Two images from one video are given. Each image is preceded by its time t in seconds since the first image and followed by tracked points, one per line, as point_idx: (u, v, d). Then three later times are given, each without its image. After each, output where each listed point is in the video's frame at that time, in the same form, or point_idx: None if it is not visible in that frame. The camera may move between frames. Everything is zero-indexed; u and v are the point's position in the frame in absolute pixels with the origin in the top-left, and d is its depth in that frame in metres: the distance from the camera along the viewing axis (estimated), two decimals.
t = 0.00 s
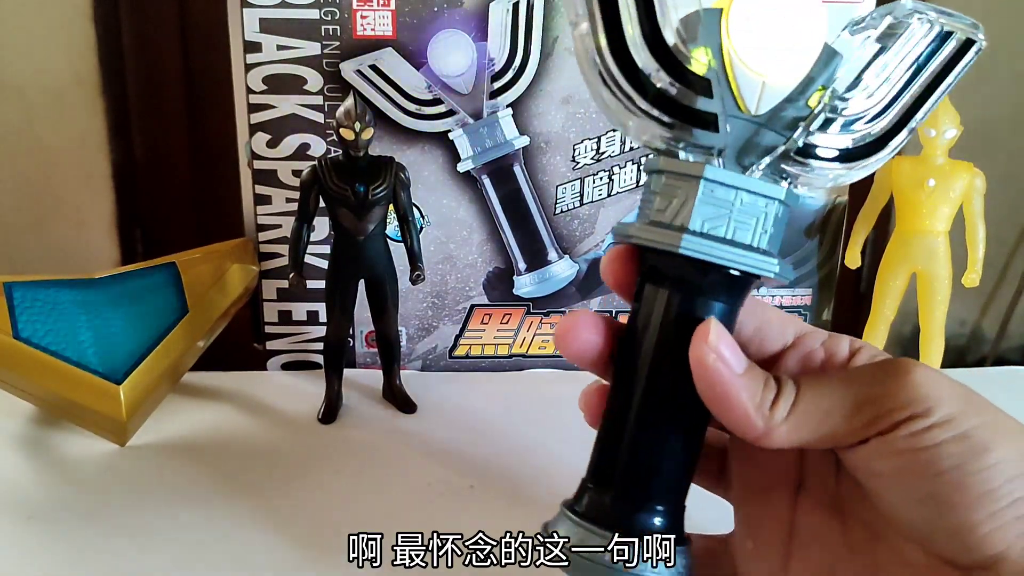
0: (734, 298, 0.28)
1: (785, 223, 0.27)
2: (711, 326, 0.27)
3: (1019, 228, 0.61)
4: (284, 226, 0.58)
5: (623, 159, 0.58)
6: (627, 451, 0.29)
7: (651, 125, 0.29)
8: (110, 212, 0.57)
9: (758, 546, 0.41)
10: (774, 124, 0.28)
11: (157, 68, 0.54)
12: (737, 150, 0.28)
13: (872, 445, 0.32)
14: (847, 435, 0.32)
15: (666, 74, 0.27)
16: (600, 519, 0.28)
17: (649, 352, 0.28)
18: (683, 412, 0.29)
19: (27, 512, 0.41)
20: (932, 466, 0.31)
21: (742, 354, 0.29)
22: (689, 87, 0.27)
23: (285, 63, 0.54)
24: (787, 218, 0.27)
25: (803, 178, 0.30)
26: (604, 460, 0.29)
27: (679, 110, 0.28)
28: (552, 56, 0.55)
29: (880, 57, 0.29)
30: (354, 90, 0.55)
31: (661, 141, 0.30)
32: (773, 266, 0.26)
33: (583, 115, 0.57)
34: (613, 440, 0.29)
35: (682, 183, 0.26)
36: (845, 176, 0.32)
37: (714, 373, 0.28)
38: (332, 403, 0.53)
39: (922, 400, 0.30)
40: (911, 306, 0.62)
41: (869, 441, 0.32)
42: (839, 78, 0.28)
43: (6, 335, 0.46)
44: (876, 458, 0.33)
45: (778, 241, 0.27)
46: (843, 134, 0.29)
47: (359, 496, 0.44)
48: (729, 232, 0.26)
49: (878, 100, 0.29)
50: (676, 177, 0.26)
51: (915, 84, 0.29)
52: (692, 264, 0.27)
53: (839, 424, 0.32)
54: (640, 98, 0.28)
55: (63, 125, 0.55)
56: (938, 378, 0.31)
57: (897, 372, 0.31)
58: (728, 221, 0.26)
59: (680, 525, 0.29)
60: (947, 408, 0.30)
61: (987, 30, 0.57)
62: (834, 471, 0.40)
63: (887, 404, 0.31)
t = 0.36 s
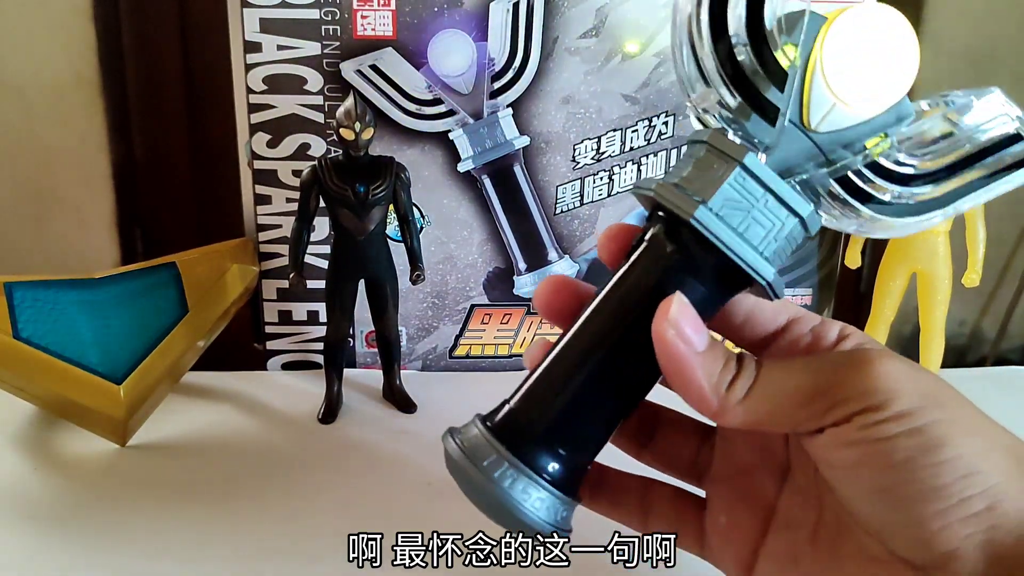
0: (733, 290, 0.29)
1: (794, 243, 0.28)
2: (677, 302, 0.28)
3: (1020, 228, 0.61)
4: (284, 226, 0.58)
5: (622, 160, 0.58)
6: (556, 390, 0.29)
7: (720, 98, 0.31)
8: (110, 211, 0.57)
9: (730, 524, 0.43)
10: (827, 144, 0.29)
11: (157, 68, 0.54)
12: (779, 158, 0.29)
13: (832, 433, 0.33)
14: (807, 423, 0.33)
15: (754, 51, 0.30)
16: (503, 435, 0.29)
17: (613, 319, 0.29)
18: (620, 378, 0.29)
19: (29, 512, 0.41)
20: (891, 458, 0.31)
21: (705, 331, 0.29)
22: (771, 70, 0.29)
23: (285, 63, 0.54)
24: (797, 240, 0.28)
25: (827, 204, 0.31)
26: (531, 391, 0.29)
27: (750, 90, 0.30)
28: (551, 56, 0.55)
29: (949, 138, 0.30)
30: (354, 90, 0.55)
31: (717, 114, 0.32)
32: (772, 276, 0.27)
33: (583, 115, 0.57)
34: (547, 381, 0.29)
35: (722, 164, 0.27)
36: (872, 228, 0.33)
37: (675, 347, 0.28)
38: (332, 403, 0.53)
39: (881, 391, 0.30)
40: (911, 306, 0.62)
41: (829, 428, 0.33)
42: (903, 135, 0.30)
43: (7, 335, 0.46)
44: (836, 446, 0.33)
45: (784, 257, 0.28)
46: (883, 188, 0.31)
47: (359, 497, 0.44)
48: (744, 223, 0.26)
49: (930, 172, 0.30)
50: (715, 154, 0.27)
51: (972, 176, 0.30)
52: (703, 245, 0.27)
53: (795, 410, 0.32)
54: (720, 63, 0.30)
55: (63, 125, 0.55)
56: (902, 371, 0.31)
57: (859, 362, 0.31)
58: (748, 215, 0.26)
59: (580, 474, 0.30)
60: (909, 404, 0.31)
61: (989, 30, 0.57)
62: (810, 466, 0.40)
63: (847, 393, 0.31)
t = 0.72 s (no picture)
0: (712, 338, 0.28)
1: (784, 317, 0.27)
2: (636, 324, 0.27)
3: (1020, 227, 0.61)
4: (284, 226, 0.58)
5: (622, 160, 0.58)
6: (529, 376, 0.28)
7: (750, 168, 0.32)
8: (110, 211, 0.57)
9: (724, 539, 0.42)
10: (841, 225, 0.30)
11: (157, 68, 0.54)
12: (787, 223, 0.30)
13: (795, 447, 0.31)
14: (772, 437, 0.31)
15: (784, 124, 0.31)
16: (457, 404, 0.28)
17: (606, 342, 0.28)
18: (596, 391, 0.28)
19: (29, 512, 0.41)
20: (855, 471, 0.30)
21: (671, 348, 0.28)
22: (798, 142, 0.31)
23: (285, 63, 0.54)
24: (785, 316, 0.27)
25: (832, 292, 0.32)
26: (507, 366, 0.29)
27: (776, 162, 0.31)
28: (551, 56, 0.55)
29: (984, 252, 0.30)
30: (354, 90, 0.55)
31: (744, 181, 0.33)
32: (747, 320, 0.26)
33: (582, 115, 0.57)
34: (525, 370, 0.28)
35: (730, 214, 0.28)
36: (892, 342, 0.33)
37: (636, 368, 0.27)
38: (331, 403, 0.53)
39: (842, 404, 0.29)
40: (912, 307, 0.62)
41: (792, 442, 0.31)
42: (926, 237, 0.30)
43: (4, 334, 0.46)
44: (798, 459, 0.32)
45: (768, 324, 0.27)
46: (898, 277, 0.30)
47: (360, 496, 0.44)
48: (736, 265, 0.27)
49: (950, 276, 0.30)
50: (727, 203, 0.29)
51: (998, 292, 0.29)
52: (700, 286, 0.27)
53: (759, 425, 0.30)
54: (752, 137, 0.32)
55: (64, 125, 0.55)
56: (863, 385, 0.29)
57: (824, 377, 0.29)
58: (740, 261, 0.27)
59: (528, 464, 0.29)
60: (864, 419, 0.29)
61: (988, 30, 0.57)
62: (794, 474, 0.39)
63: (808, 406, 0.29)
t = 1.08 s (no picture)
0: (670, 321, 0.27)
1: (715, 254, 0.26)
2: (608, 322, 0.25)
3: (1019, 227, 0.61)
4: (284, 226, 0.58)
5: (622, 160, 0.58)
6: (558, 450, 0.25)
7: (600, 164, 0.29)
8: (109, 211, 0.57)
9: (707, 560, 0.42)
10: (710, 159, 0.27)
11: (156, 68, 0.54)
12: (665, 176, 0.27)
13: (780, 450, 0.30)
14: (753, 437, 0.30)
15: (606, 113, 0.29)
16: (512, 518, 0.24)
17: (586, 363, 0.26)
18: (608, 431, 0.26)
19: (30, 512, 0.41)
20: (842, 484, 0.29)
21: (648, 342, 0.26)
22: (625, 119, 0.29)
23: (285, 63, 0.54)
24: (715, 250, 0.26)
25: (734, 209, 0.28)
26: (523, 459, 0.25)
27: (620, 145, 0.29)
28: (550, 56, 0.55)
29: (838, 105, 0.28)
30: (354, 90, 0.55)
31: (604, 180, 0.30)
32: (679, 271, 0.24)
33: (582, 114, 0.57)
34: (548, 448, 0.25)
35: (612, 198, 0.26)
36: (798, 226, 0.29)
37: (609, 367, 0.25)
38: (331, 403, 0.53)
39: (831, 408, 0.28)
40: (911, 307, 0.62)
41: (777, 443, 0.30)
42: (781, 116, 0.28)
43: (5, 335, 0.46)
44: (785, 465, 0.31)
45: (707, 270, 0.25)
46: (781, 163, 0.27)
47: (361, 496, 0.44)
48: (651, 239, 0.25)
49: (829, 131, 0.27)
50: (608, 198, 0.27)
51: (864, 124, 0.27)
52: (623, 272, 0.26)
53: (740, 423, 0.29)
54: (591, 140, 0.29)
55: (63, 125, 0.55)
56: (852, 389, 0.29)
57: (810, 375, 0.29)
58: (646, 229, 0.25)
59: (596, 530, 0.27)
60: (852, 425, 0.28)
61: (989, 29, 0.57)
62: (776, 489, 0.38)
63: (793, 405, 0.29)
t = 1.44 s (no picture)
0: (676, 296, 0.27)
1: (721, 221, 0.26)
2: (635, 289, 0.25)
3: (1020, 227, 0.61)
4: (283, 226, 0.58)
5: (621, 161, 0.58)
6: (582, 432, 0.25)
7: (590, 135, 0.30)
8: (109, 211, 0.57)
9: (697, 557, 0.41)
10: (704, 128, 0.27)
11: (156, 68, 0.54)
12: (662, 145, 0.27)
13: (796, 436, 0.29)
14: (768, 419, 0.29)
15: (589, 84, 0.29)
16: (546, 508, 0.24)
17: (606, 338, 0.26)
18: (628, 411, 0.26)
19: (30, 512, 0.41)
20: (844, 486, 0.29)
21: (668, 312, 0.26)
22: (611, 90, 0.28)
23: (285, 63, 0.54)
24: (722, 220, 0.26)
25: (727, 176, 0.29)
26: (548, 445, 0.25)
27: (603, 116, 0.29)
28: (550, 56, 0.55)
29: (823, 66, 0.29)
30: (354, 90, 0.55)
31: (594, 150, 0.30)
32: (696, 242, 0.24)
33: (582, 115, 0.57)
34: (572, 431, 0.25)
35: (613, 174, 0.26)
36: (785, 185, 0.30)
37: (631, 333, 0.25)
38: (331, 404, 0.53)
39: (853, 393, 0.27)
40: (911, 306, 0.62)
41: (792, 427, 0.29)
42: (770, 80, 0.28)
43: (5, 334, 0.46)
44: (800, 453, 0.29)
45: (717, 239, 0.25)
46: (769, 131, 0.28)
47: (360, 497, 0.44)
48: (657, 215, 0.25)
49: (815, 97, 0.28)
50: (605, 175, 0.26)
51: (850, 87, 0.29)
52: (630, 247, 0.25)
53: (756, 403, 0.28)
54: (574, 111, 0.29)
55: (63, 125, 0.55)
56: (875, 376, 0.27)
57: (834, 357, 0.27)
58: (653, 203, 0.25)
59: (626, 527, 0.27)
60: (873, 412, 0.27)
61: (989, 30, 0.57)
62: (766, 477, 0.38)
63: (814, 389, 0.27)
